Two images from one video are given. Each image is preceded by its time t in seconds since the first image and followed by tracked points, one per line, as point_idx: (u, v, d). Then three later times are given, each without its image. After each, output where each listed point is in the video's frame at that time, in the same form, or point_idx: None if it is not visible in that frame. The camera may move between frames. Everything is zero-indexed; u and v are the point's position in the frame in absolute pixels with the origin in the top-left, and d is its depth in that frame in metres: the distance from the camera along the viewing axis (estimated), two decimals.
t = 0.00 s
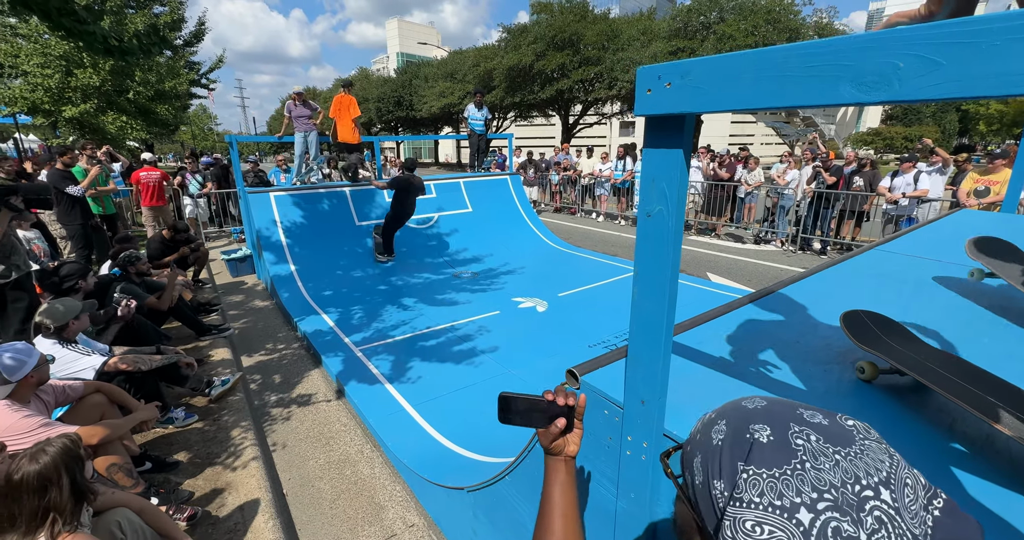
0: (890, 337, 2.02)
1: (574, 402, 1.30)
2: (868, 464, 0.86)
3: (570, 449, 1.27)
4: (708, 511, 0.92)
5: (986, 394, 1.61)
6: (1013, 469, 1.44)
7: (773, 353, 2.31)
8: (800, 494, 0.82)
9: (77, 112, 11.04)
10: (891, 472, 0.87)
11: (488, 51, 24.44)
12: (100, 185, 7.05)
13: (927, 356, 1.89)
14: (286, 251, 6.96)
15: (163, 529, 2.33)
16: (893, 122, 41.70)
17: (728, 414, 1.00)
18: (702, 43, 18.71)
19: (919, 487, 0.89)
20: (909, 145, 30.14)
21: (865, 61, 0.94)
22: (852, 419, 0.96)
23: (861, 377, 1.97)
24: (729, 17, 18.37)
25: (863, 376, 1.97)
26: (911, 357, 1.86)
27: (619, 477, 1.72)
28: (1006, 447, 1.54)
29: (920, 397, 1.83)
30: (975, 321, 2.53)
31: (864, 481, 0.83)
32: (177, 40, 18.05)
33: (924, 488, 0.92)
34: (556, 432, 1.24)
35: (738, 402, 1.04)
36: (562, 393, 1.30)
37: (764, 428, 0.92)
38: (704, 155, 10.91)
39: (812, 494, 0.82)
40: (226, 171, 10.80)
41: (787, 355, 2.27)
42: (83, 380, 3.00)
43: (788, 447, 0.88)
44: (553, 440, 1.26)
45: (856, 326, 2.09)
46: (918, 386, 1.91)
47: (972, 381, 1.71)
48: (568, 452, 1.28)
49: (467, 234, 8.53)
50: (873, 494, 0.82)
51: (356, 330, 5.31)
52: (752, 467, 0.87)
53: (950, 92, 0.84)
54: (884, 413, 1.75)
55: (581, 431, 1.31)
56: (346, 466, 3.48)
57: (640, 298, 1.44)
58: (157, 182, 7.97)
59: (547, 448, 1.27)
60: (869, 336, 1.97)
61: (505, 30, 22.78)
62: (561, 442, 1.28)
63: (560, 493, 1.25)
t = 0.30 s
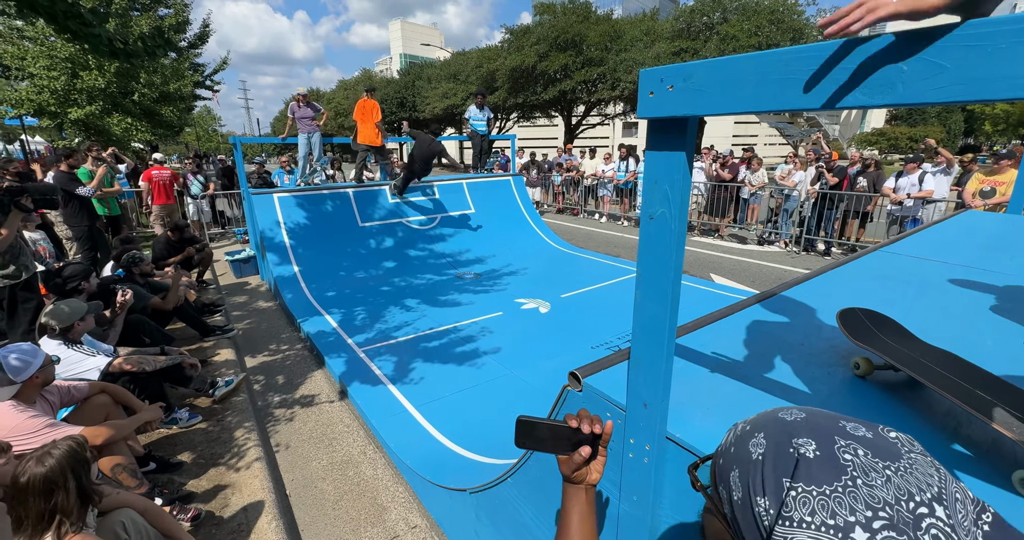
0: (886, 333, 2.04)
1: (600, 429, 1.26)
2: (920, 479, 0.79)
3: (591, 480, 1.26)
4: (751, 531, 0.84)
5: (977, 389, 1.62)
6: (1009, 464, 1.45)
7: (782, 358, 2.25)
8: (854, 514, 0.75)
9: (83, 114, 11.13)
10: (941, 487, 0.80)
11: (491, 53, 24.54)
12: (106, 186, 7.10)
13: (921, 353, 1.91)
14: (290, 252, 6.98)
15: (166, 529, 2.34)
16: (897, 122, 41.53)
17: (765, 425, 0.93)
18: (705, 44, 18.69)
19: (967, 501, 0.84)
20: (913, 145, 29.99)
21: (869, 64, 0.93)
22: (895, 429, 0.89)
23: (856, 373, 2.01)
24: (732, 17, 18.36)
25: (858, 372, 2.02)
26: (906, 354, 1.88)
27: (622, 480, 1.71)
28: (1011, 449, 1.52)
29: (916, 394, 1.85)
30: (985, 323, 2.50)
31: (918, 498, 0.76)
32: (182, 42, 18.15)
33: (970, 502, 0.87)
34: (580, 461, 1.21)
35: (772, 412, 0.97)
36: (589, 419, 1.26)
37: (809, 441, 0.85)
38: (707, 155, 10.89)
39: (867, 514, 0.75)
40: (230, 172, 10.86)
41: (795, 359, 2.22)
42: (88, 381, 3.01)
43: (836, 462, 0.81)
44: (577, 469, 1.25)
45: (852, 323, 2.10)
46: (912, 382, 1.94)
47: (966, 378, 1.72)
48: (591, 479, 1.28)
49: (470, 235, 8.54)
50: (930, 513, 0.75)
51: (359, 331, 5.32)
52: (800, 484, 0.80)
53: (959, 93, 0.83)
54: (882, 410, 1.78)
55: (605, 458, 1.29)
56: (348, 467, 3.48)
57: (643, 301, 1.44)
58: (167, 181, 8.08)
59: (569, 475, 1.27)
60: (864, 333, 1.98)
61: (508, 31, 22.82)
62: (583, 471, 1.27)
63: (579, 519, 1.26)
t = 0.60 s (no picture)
0: (889, 331, 2.05)
1: (616, 445, 1.26)
2: (941, 477, 0.77)
3: (606, 497, 1.27)
4: None
5: (976, 386, 1.63)
6: (998, 453, 1.47)
7: (789, 360, 2.22)
8: (882, 516, 0.72)
9: (85, 115, 11.16)
10: (962, 486, 0.78)
11: (492, 53, 24.59)
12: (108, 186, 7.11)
13: (925, 352, 1.91)
14: (291, 253, 6.98)
15: (167, 529, 2.33)
16: (899, 122, 41.48)
17: (781, 432, 0.92)
18: (706, 44, 18.68)
19: (988, 498, 0.84)
20: (915, 145, 29.91)
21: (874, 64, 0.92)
22: (909, 430, 0.89)
23: (859, 370, 2.04)
24: (733, 18, 18.37)
25: (861, 370, 2.04)
26: (908, 352, 1.89)
27: (625, 484, 1.69)
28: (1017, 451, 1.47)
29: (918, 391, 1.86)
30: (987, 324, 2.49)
31: (942, 497, 0.74)
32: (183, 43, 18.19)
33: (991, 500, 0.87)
34: (597, 478, 1.23)
35: (786, 418, 0.96)
36: (603, 435, 1.26)
37: (828, 445, 0.84)
38: (708, 156, 10.88)
39: (895, 515, 0.72)
40: (232, 173, 10.88)
41: (800, 361, 2.20)
42: (89, 381, 3.01)
43: (857, 464, 0.79)
44: (591, 487, 1.27)
45: (856, 321, 2.11)
46: (916, 382, 1.94)
47: (966, 376, 1.73)
48: (606, 494, 1.29)
49: (471, 235, 8.54)
50: (958, 513, 0.72)
51: (360, 331, 5.32)
52: (824, 488, 0.78)
53: (965, 93, 0.82)
54: (881, 407, 1.79)
55: (620, 473, 1.29)
56: (349, 468, 3.48)
57: (645, 302, 1.43)
58: (171, 180, 8.12)
59: (584, 493, 1.29)
60: (867, 330, 2.00)
61: (509, 31, 22.83)
62: (599, 488, 1.28)
63: (591, 534, 1.29)
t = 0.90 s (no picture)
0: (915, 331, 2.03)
1: (616, 453, 1.24)
2: (939, 482, 0.77)
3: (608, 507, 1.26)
4: None
5: (991, 387, 1.60)
6: (997, 448, 1.46)
7: (793, 362, 2.19)
8: (888, 530, 0.70)
9: (84, 115, 11.15)
10: (960, 488, 0.77)
11: (492, 54, 24.60)
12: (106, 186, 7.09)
13: (947, 353, 1.89)
14: (290, 253, 6.96)
15: (164, 531, 2.32)
16: (898, 123, 41.54)
17: (774, 447, 0.91)
18: (706, 45, 18.70)
19: (985, 497, 0.83)
20: (915, 146, 29.94)
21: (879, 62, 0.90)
22: (899, 433, 0.89)
23: (879, 368, 2.01)
24: (733, 18, 18.40)
25: (881, 368, 2.01)
26: (929, 352, 1.88)
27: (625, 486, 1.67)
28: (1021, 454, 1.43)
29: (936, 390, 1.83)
30: (990, 324, 2.48)
31: (944, 503, 0.73)
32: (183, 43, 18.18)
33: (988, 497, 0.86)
34: (598, 488, 1.22)
35: (776, 431, 0.95)
36: (602, 444, 1.24)
37: (823, 458, 0.82)
38: (708, 157, 10.88)
39: (901, 528, 0.70)
40: (231, 173, 10.87)
41: (803, 361, 2.18)
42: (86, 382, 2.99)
43: (855, 476, 0.78)
44: (592, 498, 1.25)
45: (883, 321, 2.11)
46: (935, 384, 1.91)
47: (983, 377, 1.70)
48: (608, 505, 1.27)
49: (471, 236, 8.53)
50: (959, 517, 0.71)
51: (359, 331, 5.30)
52: (826, 507, 0.75)
53: (969, 91, 0.80)
54: (890, 403, 1.79)
55: (621, 482, 1.29)
56: (347, 469, 3.46)
57: (645, 303, 1.41)
58: (170, 180, 8.10)
59: (585, 505, 1.27)
60: (891, 329, 2.00)
61: (509, 32, 22.83)
62: (601, 498, 1.27)
63: None
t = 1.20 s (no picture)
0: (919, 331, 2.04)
1: (613, 455, 1.23)
2: (944, 495, 0.74)
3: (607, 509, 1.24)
4: None
5: (988, 386, 1.60)
6: (995, 447, 1.46)
7: (798, 358, 2.23)
8: None
9: (81, 114, 11.12)
10: (968, 503, 0.75)
11: (491, 54, 24.59)
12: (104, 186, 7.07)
13: (948, 352, 1.88)
14: (288, 253, 6.95)
15: (159, 532, 2.30)
16: (896, 125, 41.64)
17: (775, 450, 0.90)
18: (705, 46, 18.73)
19: (997, 512, 0.80)
20: (913, 147, 30.00)
21: (877, 60, 0.89)
22: (908, 443, 0.86)
23: (882, 367, 2.02)
24: (732, 19, 18.45)
25: (883, 367, 2.02)
26: (930, 351, 1.88)
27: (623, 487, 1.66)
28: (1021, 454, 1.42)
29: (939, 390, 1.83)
30: (987, 324, 2.48)
31: (946, 517, 0.71)
32: (181, 42, 18.13)
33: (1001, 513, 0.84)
34: (596, 490, 1.21)
35: (781, 434, 0.95)
36: (599, 444, 1.23)
37: (823, 464, 0.81)
38: (706, 157, 10.89)
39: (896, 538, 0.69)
40: (229, 172, 10.84)
41: (803, 362, 2.17)
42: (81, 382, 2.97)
43: (854, 484, 0.77)
44: (590, 499, 1.24)
45: (886, 320, 2.12)
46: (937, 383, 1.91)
47: (984, 375, 1.70)
48: (606, 505, 1.26)
49: (469, 236, 8.52)
50: (961, 530, 0.69)
51: (357, 331, 5.29)
52: (819, 512, 0.75)
53: (957, 91, 0.79)
54: (890, 402, 1.80)
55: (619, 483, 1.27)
56: (345, 470, 3.44)
57: (643, 303, 1.41)
58: (168, 180, 8.04)
59: (584, 506, 1.26)
60: (893, 329, 2.00)
61: (508, 32, 22.83)
62: (599, 500, 1.26)
63: None
